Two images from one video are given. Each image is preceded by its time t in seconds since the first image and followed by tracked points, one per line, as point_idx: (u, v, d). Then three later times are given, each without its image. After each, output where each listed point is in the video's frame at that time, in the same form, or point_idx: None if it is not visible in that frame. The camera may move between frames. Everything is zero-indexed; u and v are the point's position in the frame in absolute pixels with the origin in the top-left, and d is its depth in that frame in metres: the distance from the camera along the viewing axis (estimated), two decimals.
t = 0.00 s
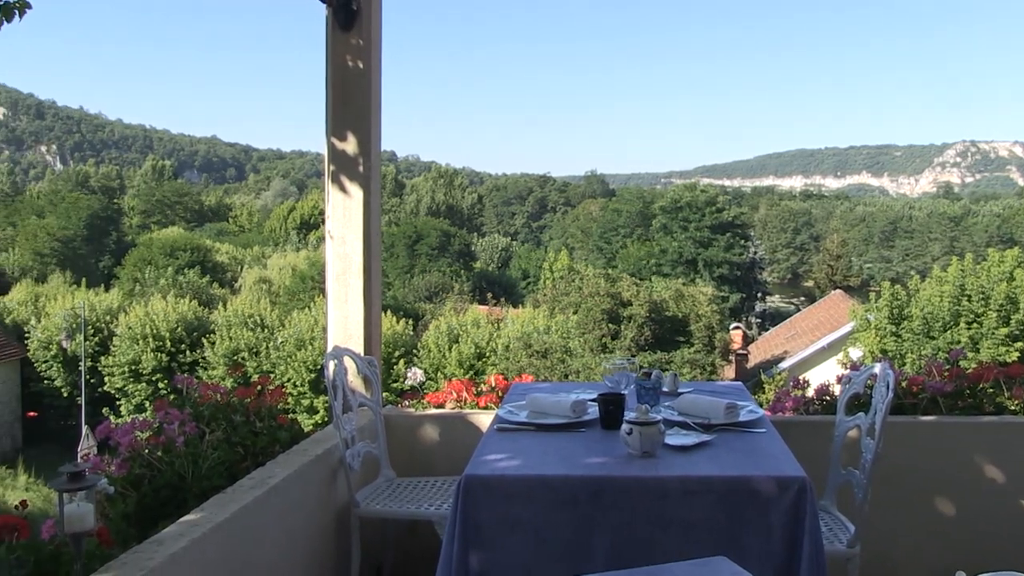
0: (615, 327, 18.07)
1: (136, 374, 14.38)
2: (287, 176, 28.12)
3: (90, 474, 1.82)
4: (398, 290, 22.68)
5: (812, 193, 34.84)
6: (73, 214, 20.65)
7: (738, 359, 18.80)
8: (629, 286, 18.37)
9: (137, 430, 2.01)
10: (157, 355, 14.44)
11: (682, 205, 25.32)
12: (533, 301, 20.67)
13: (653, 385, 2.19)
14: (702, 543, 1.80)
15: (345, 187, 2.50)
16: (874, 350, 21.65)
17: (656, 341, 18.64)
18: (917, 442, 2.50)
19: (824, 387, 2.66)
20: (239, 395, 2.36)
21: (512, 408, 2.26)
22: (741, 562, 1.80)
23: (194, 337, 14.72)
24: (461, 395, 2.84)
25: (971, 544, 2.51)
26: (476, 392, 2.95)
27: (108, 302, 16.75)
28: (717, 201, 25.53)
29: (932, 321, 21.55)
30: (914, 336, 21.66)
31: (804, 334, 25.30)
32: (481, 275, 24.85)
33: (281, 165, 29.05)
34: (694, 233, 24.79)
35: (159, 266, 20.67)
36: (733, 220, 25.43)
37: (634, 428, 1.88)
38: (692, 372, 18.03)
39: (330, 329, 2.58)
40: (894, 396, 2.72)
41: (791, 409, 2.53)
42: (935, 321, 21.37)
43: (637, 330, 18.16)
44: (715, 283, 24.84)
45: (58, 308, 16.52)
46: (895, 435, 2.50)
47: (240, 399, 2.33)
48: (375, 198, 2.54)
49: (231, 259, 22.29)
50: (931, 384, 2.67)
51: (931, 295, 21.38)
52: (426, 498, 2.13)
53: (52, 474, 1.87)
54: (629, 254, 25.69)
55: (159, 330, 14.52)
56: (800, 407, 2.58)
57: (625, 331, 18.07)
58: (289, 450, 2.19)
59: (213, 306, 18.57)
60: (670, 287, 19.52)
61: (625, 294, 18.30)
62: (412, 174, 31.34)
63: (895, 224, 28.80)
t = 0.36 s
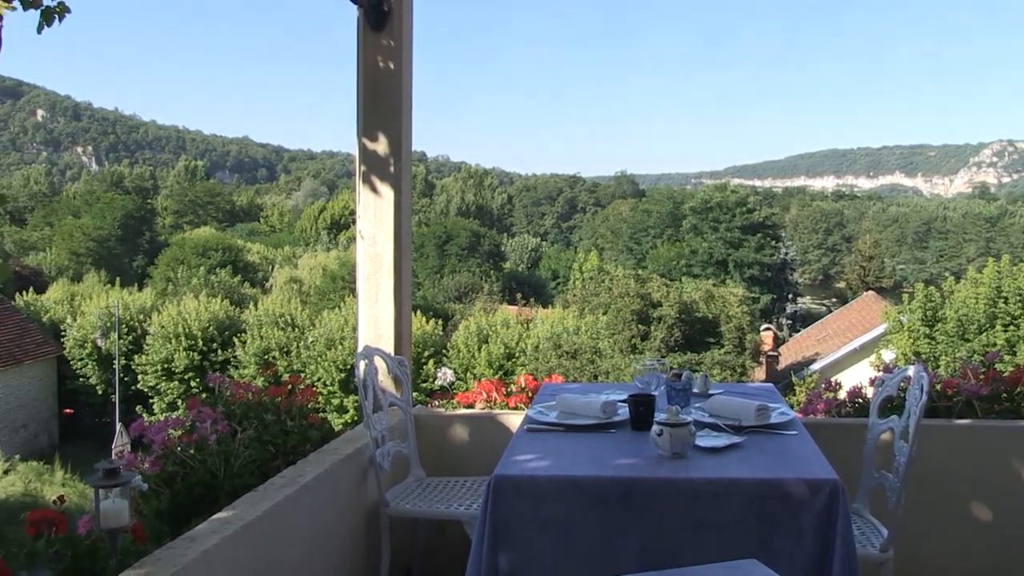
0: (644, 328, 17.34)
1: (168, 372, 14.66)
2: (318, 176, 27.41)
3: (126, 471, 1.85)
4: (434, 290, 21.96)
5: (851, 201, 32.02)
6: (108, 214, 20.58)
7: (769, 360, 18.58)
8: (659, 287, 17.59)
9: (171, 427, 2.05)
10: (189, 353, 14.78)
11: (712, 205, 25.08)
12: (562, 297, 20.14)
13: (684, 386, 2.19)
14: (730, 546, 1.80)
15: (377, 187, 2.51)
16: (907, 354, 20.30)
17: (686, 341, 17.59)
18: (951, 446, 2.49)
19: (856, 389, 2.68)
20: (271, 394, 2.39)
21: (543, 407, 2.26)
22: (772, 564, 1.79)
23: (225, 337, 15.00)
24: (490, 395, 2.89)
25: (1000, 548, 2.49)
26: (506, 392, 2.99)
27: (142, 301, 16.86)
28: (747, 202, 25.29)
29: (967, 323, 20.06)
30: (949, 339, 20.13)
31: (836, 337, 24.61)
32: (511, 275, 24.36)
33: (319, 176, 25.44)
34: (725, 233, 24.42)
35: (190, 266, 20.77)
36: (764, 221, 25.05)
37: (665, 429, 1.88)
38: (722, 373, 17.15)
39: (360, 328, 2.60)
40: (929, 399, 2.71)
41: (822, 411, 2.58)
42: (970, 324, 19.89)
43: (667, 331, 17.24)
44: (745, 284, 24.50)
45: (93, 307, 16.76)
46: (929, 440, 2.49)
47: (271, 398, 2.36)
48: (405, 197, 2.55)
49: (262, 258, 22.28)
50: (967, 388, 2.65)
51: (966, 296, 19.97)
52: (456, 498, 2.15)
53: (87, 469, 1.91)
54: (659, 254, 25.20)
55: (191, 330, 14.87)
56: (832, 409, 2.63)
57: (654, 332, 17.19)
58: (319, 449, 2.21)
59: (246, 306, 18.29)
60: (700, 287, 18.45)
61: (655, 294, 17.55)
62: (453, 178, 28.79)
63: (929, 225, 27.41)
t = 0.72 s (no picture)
0: (673, 329, 16.11)
1: (199, 370, 15.65)
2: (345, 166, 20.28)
3: (157, 467, 1.88)
4: (457, 290, 18.74)
5: (878, 189, 21.44)
6: (143, 214, 19.34)
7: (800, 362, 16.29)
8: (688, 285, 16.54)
9: (202, 426, 2.11)
10: (219, 352, 15.77)
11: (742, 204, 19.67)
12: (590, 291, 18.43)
13: (713, 388, 2.20)
14: (762, 546, 1.77)
15: (407, 188, 2.54)
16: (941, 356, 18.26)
17: (715, 343, 16.42)
18: (989, 452, 2.46)
19: (888, 391, 2.70)
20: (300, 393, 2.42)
21: (571, 408, 2.28)
22: (802, 567, 1.77)
23: (256, 336, 15.81)
24: (520, 395, 3.02)
25: (1004, 542, 2.48)
26: (535, 393, 3.07)
27: (173, 300, 17.44)
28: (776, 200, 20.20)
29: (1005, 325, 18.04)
30: (985, 341, 18.15)
31: (870, 337, 20.04)
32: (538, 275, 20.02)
33: (343, 165, 20.23)
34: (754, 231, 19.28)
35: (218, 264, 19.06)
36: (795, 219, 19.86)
37: (694, 430, 1.88)
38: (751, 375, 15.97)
39: (389, 329, 2.62)
40: (964, 402, 2.69)
41: (853, 413, 2.64)
42: (1008, 325, 17.91)
43: (697, 331, 16.10)
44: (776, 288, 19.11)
45: (125, 306, 17.34)
46: (965, 445, 2.46)
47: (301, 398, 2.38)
48: (436, 199, 2.58)
49: (293, 259, 19.69)
50: (1003, 391, 2.64)
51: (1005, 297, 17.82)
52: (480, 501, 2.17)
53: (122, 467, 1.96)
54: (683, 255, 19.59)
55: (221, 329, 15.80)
56: (864, 412, 2.65)
57: (684, 333, 16.02)
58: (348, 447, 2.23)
59: (274, 306, 17.60)
60: (728, 287, 17.10)
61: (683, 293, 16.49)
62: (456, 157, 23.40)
63: (963, 225, 19.54)
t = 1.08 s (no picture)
0: (707, 330, 16.54)
1: (235, 369, 15.98)
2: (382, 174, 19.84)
3: (197, 464, 1.93)
4: (492, 290, 18.46)
5: (913, 190, 19.67)
6: (177, 216, 19.44)
7: (833, 362, 16.71)
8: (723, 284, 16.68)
9: (238, 424, 2.11)
10: (255, 352, 16.10)
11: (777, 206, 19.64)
12: (624, 298, 18.66)
13: (748, 388, 2.20)
14: (749, 555, 1.79)
15: (441, 188, 2.55)
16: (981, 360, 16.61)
17: (748, 345, 16.72)
18: None
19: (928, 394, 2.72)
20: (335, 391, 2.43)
21: (606, 408, 2.29)
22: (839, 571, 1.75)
23: (291, 335, 16.31)
24: (552, 396, 3.05)
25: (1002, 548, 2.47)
26: (569, 393, 3.11)
27: (208, 299, 17.78)
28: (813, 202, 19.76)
29: None
30: None
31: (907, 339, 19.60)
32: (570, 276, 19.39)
33: (376, 164, 20.48)
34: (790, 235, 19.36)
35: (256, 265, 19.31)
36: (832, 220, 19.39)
37: (729, 431, 1.87)
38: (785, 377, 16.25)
39: (423, 328, 2.65)
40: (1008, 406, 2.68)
41: (890, 417, 2.66)
42: None
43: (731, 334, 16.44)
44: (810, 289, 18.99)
45: (163, 304, 17.45)
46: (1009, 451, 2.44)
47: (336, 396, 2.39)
48: (470, 198, 2.59)
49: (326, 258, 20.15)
50: None
51: None
52: (513, 501, 2.19)
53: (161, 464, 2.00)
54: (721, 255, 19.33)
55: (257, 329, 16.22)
56: (902, 415, 2.69)
57: (717, 334, 16.40)
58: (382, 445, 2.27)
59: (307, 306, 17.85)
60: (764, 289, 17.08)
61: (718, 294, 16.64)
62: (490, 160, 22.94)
63: (1005, 226, 18.16)
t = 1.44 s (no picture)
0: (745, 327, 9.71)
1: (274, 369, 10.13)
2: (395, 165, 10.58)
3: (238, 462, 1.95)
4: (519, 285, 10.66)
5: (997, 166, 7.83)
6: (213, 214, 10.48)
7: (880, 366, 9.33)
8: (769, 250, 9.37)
9: (278, 422, 2.27)
10: (295, 350, 10.88)
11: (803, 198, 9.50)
12: (661, 302, 10.41)
13: (789, 390, 2.20)
14: (716, 562, 1.82)
15: (480, 187, 2.73)
16: None
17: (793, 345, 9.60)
18: None
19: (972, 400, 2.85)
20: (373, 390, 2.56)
21: (645, 411, 2.29)
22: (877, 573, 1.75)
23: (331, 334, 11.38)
24: (592, 396, 3.21)
25: None
26: (608, 394, 3.24)
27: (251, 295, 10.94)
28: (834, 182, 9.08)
29: None
30: None
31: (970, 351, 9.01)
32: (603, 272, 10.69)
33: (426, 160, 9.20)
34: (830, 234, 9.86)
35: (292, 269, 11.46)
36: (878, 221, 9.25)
37: (770, 434, 1.86)
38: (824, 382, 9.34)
39: (462, 327, 2.82)
40: None
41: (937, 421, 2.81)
42: None
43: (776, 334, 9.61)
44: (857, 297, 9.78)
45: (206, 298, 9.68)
46: None
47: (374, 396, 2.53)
48: (508, 198, 2.76)
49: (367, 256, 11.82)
50: None
51: None
52: (549, 501, 2.28)
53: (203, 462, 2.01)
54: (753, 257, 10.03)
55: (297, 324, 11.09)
56: (948, 418, 2.83)
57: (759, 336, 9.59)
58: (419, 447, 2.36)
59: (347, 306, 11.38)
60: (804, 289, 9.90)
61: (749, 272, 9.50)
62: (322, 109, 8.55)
63: None
